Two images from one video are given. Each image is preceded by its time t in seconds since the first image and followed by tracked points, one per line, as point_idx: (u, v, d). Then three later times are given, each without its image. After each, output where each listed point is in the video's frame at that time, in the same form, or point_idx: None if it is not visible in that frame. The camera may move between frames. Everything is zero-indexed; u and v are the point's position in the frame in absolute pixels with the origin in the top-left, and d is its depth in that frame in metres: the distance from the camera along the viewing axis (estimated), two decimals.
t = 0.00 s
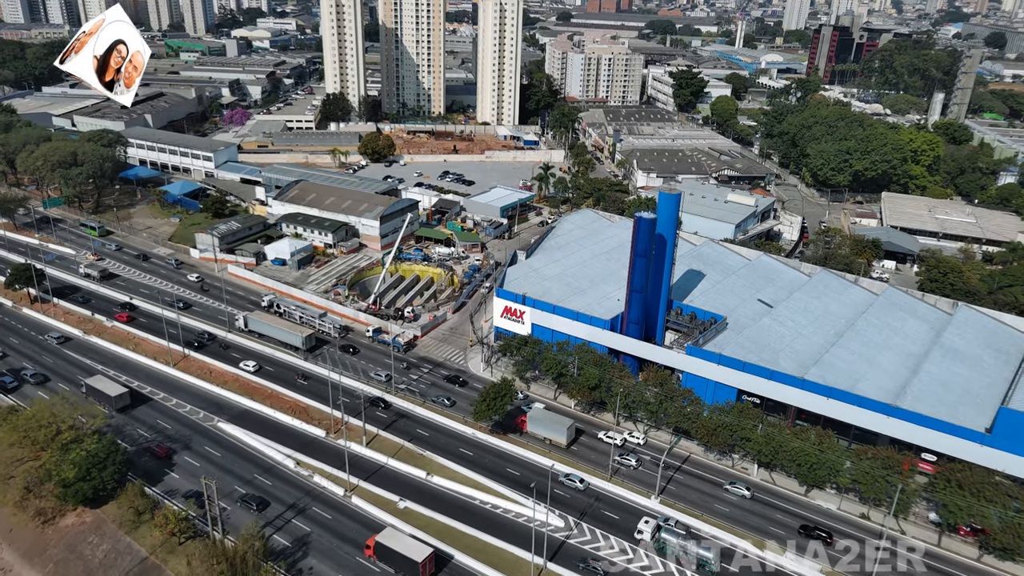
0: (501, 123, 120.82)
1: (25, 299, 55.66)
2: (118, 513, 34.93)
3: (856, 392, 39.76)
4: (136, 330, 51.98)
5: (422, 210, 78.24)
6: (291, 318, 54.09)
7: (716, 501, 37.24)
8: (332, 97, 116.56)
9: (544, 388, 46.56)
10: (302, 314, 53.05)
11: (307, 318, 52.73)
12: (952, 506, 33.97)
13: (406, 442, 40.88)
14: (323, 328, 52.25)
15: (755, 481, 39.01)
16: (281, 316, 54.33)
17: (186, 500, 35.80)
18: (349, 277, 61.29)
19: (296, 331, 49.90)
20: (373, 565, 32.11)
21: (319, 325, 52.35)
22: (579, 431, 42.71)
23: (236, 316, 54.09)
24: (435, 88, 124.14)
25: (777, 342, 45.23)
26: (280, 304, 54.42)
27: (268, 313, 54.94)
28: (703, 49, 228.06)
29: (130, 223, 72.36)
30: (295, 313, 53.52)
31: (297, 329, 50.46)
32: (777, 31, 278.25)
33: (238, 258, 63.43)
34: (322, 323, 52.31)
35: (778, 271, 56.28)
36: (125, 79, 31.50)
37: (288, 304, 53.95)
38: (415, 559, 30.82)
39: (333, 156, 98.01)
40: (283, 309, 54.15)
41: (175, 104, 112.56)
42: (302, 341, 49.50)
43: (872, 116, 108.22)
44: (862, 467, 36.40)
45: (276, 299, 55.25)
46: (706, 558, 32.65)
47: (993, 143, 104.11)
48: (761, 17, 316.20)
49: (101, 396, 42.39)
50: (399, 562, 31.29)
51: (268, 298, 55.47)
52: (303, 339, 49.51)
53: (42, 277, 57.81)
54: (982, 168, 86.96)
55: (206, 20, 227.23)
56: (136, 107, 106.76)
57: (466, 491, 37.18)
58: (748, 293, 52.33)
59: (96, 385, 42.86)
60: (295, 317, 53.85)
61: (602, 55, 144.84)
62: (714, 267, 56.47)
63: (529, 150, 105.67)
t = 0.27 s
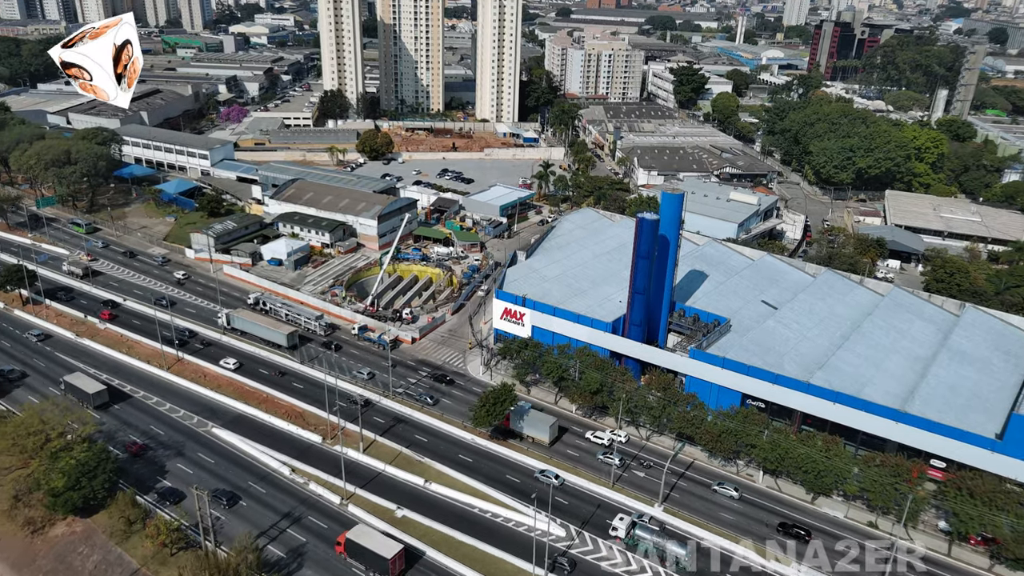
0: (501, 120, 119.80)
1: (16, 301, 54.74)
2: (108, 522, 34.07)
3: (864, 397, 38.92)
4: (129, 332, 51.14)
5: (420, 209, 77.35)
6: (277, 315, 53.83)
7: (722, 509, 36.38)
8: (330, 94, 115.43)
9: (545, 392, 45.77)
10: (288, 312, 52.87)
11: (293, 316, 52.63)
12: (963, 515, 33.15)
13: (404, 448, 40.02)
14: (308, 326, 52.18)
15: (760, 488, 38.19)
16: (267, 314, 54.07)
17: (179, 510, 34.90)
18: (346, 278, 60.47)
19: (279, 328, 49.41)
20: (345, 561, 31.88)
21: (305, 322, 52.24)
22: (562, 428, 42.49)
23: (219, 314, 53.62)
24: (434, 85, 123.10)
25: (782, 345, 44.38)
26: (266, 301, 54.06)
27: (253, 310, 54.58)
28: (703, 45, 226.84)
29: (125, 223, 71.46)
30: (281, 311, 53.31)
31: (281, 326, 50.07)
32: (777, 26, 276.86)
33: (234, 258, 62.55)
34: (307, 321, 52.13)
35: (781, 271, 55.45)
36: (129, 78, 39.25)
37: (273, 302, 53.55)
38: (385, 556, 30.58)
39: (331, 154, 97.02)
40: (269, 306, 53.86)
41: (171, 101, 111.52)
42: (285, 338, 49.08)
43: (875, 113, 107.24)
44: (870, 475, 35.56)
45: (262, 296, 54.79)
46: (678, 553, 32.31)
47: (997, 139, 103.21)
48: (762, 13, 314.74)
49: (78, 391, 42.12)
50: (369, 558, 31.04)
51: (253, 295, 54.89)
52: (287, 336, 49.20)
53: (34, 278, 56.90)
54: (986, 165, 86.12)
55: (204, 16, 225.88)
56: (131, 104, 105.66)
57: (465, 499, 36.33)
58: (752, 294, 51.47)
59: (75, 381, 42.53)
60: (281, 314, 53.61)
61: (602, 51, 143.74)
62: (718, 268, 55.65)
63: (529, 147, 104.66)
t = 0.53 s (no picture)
0: (500, 116, 118.74)
1: (8, 301, 53.85)
2: (98, 532, 33.23)
3: (871, 401, 38.10)
4: (122, 333, 50.25)
5: (419, 206, 76.40)
6: (262, 312, 53.53)
7: (727, 517, 35.57)
8: (327, 89, 114.27)
9: (545, 395, 44.98)
10: (273, 309, 52.64)
11: (279, 313, 52.39)
12: (974, 524, 32.34)
13: (401, 453, 39.21)
14: (294, 322, 51.80)
15: (766, 494, 37.39)
16: (253, 310, 53.94)
17: (171, 518, 34.09)
18: (344, 278, 59.58)
19: (261, 325, 49.13)
20: (315, 557, 31.96)
21: (290, 319, 51.89)
22: (544, 425, 42.33)
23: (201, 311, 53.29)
24: (433, 80, 121.99)
25: (787, 346, 43.55)
26: (251, 297, 54.01)
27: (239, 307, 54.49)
28: (704, 40, 225.36)
29: (119, 221, 70.53)
30: (266, 308, 53.09)
31: (264, 323, 49.74)
32: (778, 20, 275.16)
33: (229, 257, 61.68)
34: (293, 317, 51.84)
35: (785, 271, 54.61)
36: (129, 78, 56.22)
37: (259, 299, 53.39)
38: (353, 551, 30.61)
39: (328, 150, 96.01)
40: (254, 303, 53.71)
41: (167, 96, 110.39)
42: (267, 335, 48.80)
43: (878, 108, 106.23)
44: (878, 482, 34.76)
45: (247, 293, 54.78)
46: (650, 548, 32.33)
47: (1001, 135, 102.21)
48: (762, 7, 312.97)
49: (56, 387, 42.03)
50: (337, 553, 31.10)
51: (239, 292, 54.95)
52: (269, 333, 48.87)
53: (26, 278, 55.98)
54: (991, 162, 85.21)
55: (201, 11, 224.15)
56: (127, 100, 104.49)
57: (463, 506, 35.51)
58: (756, 294, 50.63)
59: (52, 376, 42.45)
60: (266, 311, 53.37)
61: (602, 46, 142.48)
62: (721, 267, 54.81)
63: (528, 143, 103.64)
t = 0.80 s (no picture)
0: (499, 111, 117.68)
1: None
2: (89, 541, 32.40)
3: (879, 405, 37.30)
4: (114, 335, 49.34)
5: (417, 203, 75.38)
6: (248, 309, 53.38)
7: (732, 524, 34.81)
8: (325, 85, 113.09)
9: (546, 398, 44.23)
10: (259, 305, 52.33)
11: (265, 309, 52.12)
12: (986, 533, 31.59)
13: (399, 458, 38.41)
14: (280, 319, 51.66)
15: (772, 501, 36.64)
16: (238, 307, 53.57)
17: (163, 527, 33.30)
18: (341, 277, 58.71)
19: (245, 321, 49.10)
20: (287, 553, 31.85)
21: (276, 315, 51.75)
22: (531, 421, 42.07)
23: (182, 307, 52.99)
24: (431, 75, 120.91)
25: (793, 348, 42.74)
26: (237, 294, 53.64)
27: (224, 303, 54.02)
28: (704, 34, 224.08)
29: (113, 218, 69.61)
30: (252, 304, 52.77)
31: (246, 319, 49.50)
32: (778, 14, 273.60)
33: (225, 256, 60.77)
34: (278, 313, 51.69)
35: (790, 270, 53.76)
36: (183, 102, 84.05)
37: (245, 295, 53.29)
38: (324, 546, 30.54)
39: (326, 146, 95.00)
40: (240, 299, 53.39)
41: (163, 92, 109.28)
42: (250, 331, 48.75)
43: (881, 103, 105.26)
44: (887, 489, 34.01)
45: (233, 289, 54.66)
46: (624, 544, 32.33)
47: (1005, 130, 101.31)
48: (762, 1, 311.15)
49: (34, 384, 41.88)
50: (309, 548, 31.06)
51: (225, 288, 54.87)
52: (252, 329, 48.63)
53: (17, 277, 55.08)
54: (995, 158, 84.33)
55: (198, 5, 222.57)
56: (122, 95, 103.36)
57: (462, 514, 34.71)
58: (760, 294, 49.79)
59: (30, 373, 42.32)
60: (251, 307, 53.24)
61: (602, 40, 141.26)
62: (724, 266, 53.96)
63: (528, 139, 102.63)
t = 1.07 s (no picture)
0: (499, 109, 116.65)
1: None
2: (78, 554, 31.45)
3: (887, 412, 36.48)
4: (107, 339, 48.40)
5: (416, 203, 74.49)
6: (233, 308, 53.30)
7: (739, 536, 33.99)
8: (322, 83, 112.04)
9: (547, 404, 43.40)
10: (244, 304, 52.26)
11: (249, 308, 52.00)
12: (999, 546, 30.76)
13: (397, 467, 37.58)
14: (265, 318, 51.53)
15: (778, 511, 35.84)
16: (223, 306, 53.62)
17: (154, 539, 32.41)
18: (338, 279, 57.83)
19: (225, 320, 48.65)
20: (257, 552, 31.75)
21: (261, 314, 51.62)
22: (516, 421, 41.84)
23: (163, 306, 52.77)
24: (430, 73, 119.90)
25: (798, 353, 41.91)
26: (221, 293, 53.61)
27: (209, 303, 54.02)
28: (704, 31, 222.75)
29: (107, 219, 68.68)
30: (236, 303, 52.75)
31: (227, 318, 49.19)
32: (779, 11, 272.22)
33: (221, 257, 59.88)
34: (263, 312, 51.54)
35: (794, 272, 52.91)
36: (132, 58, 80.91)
37: (230, 295, 53.18)
38: (291, 544, 30.52)
39: (323, 145, 94.01)
40: (225, 298, 53.39)
41: (159, 90, 108.18)
42: (231, 330, 48.29)
43: (884, 101, 104.32)
44: (896, 500, 33.21)
45: (218, 288, 54.37)
46: (599, 544, 31.82)
47: (1008, 128, 100.43)
48: None
49: (12, 382, 41.79)
50: (278, 546, 30.99)
51: (210, 287, 54.69)
52: (233, 328, 48.36)
53: (8, 280, 54.14)
54: (1000, 157, 83.46)
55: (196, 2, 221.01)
56: (117, 93, 102.32)
57: (461, 524, 33.88)
58: (764, 297, 48.96)
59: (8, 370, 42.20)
60: (236, 306, 53.12)
61: (602, 38, 140.12)
62: (728, 268, 53.10)
63: (527, 138, 101.65)
